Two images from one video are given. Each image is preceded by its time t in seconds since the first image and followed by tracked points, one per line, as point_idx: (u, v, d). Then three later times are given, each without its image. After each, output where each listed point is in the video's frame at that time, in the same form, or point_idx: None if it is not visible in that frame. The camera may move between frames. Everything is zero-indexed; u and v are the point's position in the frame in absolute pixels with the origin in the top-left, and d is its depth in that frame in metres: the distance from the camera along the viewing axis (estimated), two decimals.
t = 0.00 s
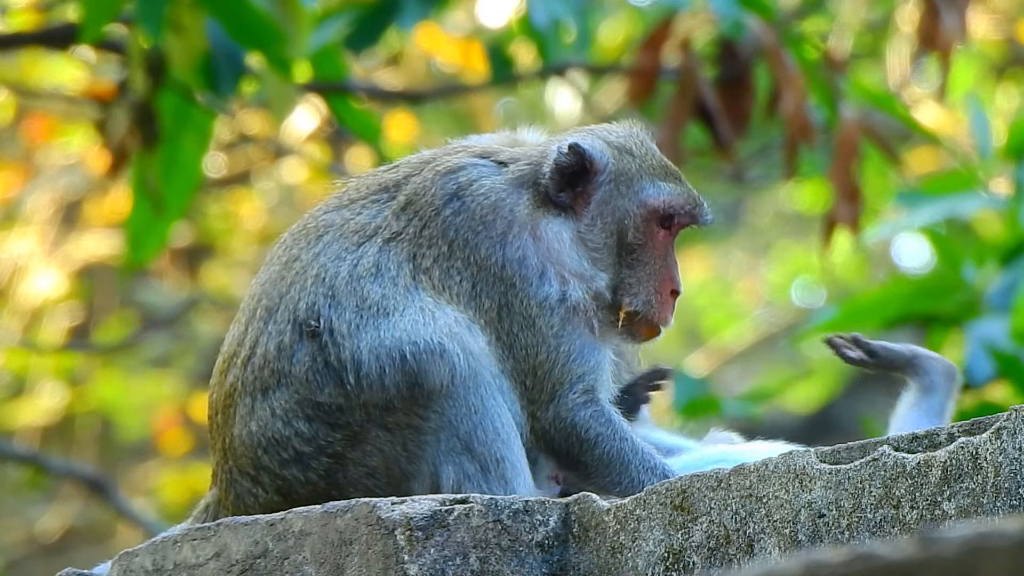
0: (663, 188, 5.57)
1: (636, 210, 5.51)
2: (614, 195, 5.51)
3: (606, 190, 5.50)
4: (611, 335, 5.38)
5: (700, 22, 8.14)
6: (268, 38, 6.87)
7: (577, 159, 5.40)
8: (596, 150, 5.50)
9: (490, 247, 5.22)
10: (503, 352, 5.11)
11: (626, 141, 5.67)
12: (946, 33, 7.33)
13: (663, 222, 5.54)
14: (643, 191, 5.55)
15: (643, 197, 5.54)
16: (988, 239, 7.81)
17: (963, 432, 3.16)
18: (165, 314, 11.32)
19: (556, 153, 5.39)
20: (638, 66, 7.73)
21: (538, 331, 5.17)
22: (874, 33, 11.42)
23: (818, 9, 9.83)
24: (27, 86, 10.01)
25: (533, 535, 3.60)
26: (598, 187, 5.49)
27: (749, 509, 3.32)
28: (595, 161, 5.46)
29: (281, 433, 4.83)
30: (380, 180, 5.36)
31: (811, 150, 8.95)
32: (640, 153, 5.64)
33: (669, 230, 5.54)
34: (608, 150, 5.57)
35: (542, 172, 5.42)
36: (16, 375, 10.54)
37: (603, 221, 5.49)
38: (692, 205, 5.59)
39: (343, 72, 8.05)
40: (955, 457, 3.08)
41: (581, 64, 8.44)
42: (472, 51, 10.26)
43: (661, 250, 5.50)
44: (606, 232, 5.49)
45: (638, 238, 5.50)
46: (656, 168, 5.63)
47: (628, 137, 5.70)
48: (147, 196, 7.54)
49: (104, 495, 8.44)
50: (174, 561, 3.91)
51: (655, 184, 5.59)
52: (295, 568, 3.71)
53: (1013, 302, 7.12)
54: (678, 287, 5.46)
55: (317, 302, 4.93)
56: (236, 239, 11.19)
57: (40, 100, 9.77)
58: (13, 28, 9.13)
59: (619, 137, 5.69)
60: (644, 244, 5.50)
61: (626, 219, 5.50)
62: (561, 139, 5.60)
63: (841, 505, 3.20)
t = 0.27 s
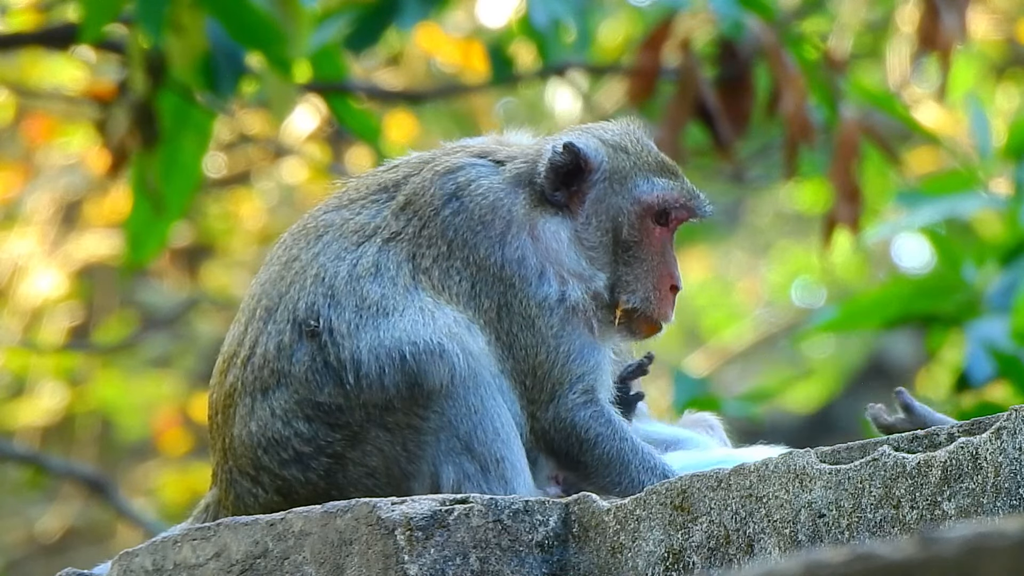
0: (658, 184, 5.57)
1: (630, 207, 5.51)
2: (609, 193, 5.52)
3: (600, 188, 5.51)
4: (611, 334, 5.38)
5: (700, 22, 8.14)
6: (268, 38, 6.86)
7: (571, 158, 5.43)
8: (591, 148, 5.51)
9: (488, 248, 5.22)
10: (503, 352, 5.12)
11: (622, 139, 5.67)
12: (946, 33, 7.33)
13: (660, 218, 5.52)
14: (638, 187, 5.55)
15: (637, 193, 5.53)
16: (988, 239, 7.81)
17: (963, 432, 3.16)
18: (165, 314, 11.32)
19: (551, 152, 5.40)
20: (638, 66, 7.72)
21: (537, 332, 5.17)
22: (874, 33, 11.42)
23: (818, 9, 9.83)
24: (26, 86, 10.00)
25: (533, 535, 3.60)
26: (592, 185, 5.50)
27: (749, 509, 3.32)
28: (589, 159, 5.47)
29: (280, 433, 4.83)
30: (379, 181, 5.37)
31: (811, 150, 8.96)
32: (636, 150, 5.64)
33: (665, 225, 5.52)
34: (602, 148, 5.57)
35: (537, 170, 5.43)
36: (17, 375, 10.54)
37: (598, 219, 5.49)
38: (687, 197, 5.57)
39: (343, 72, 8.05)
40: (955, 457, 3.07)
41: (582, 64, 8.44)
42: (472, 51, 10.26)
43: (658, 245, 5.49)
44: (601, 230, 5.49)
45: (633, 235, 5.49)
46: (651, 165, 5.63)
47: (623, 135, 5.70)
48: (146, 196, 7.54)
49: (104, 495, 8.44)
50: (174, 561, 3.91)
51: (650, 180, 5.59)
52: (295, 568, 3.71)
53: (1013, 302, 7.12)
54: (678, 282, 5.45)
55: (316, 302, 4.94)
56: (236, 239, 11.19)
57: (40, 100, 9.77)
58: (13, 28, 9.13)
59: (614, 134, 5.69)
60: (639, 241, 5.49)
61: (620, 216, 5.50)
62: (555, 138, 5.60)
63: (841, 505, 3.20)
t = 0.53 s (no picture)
0: (645, 172, 5.55)
1: (615, 199, 5.50)
2: (595, 187, 5.51)
3: (587, 182, 5.50)
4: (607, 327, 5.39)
5: (700, 22, 8.14)
6: (268, 38, 6.86)
7: (558, 154, 5.41)
8: (577, 143, 5.50)
9: (487, 247, 5.23)
10: (503, 352, 5.12)
11: (609, 133, 5.67)
12: (946, 33, 7.33)
13: (649, 207, 5.50)
14: (621, 179, 5.52)
15: (621, 184, 5.51)
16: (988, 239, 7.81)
17: (963, 432, 3.16)
18: (165, 314, 11.31)
19: (537, 148, 5.39)
20: (637, 66, 7.72)
21: (536, 332, 5.17)
22: (874, 33, 11.42)
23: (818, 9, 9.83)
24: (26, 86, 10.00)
25: (533, 535, 3.60)
26: (580, 180, 5.49)
27: (749, 509, 3.32)
28: (576, 154, 5.46)
29: (280, 432, 4.83)
30: (379, 180, 5.39)
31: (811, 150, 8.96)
32: (623, 142, 5.63)
33: (656, 214, 5.50)
34: (589, 143, 5.57)
35: (526, 165, 5.43)
36: (17, 375, 10.53)
37: (586, 213, 5.49)
38: (677, 184, 5.53)
39: (343, 72, 8.05)
40: (955, 457, 3.07)
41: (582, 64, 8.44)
42: (472, 51, 10.26)
43: (650, 235, 5.49)
44: (589, 224, 5.49)
45: (622, 227, 5.49)
46: (638, 154, 5.61)
47: (612, 128, 5.70)
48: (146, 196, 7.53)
49: (104, 495, 8.44)
50: (174, 561, 3.91)
51: (632, 170, 5.55)
52: (295, 568, 3.71)
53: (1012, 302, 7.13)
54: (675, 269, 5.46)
55: (316, 300, 4.94)
56: (236, 239, 11.19)
57: (40, 100, 9.77)
58: (13, 28, 9.13)
59: (602, 128, 5.69)
60: (629, 232, 5.49)
61: (606, 208, 5.49)
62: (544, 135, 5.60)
63: (840, 505, 3.20)
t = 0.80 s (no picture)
0: (623, 153, 5.54)
1: (591, 184, 5.49)
2: (572, 176, 5.50)
3: (564, 171, 5.49)
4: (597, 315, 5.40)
5: (700, 22, 8.14)
6: (268, 38, 6.86)
7: (537, 146, 5.39)
8: (555, 134, 5.49)
9: (482, 245, 5.23)
10: (501, 351, 5.12)
11: (588, 120, 5.66)
12: (946, 33, 7.33)
13: (628, 186, 5.51)
14: (596, 164, 5.52)
15: (595, 169, 5.51)
16: (988, 239, 7.82)
17: (963, 432, 3.17)
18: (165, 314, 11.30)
19: (517, 140, 5.38)
20: (638, 66, 7.72)
21: (532, 330, 5.17)
22: (874, 33, 11.42)
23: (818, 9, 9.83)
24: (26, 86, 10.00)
25: (533, 535, 3.60)
26: (557, 170, 5.47)
27: (749, 509, 3.32)
28: (554, 145, 5.44)
29: (280, 432, 4.83)
30: (375, 179, 5.39)
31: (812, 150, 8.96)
32: (599, 126, 5.62)
33: (637, 193, 5.50)
34: (566, 132, 5.57)
35: (506, 159, 5.43)
36: (17, 375, 10.53)
37: (564, 201, 5.48)
38: (653, 161, 5.52)
39: (343, 72, 8.05)
40: (955, 457, 3.07)
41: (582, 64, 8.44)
42: (472, 51, 10.26)
43: (632, 217, 5.47)
44: (569, 211, 5.48)
45: (602, 211, 5.48)
46: (614, 136, 5.60)
47: (590, 116, 5.70)
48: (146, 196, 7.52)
49: (104, 495, 8.44)
50: (174, 562, 3.91)
51: (606, 153, 5.54)
52: (295, 568, 3.71)
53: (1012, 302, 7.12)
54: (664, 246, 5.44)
55: (315, 297, 4.94)
56: (236, 239, 11.20)
57: (40, 100, 9.77)
58: (13, 28, 9.13)
59: (579, 117, 5.69)
60: (609, 215, 5.48)
61: (582, 195, 5.49)
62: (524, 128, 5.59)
63: (840, 505, 3.20)
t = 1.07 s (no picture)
0: (605, 139, 5.56)
1: (575, 172, 5.51)
2: (557, 167, 5.50)
3: (547, 164, 5.49)
4: (593, 306, 5.41)
5: (700, 22, 8.14)
6: (269, 38, 6.86)
7: (521, 140, 5.39)
8: (537, 126, 5.49)
9: (478, 243, 5.22)
10: (499, 351, 5.11)
11: (568, 110, 5.69)
12: (946, 33, 7.33)
13: (613, 173, 5.52)
14: (579, 152, 5.53)
15: (578, 157, 5.52)
16: (988, 239, 7.82)
17: (963, 432, 3.16)
18: (165, 314, 11.29)
19: (501, 135, 5.38)
20: (637, 66, 7.72)
21: (528, 329, 5.17)
22: (874, 33, 11.42)
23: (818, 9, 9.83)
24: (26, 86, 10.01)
25: (533, 535, 3.59)
26: (541, 166, 5.47)
27: (749, 509, 3.32)
28: (537, 137, 5.44)
29: (280, 431, 4.83)
30: (371, 178, 5.40)
31: (812, 150, 8.96)
32: (581, 115, 5.65)
33: (622, 179, 5.52)
34: (548, 123, 5.58)
35: (491, 155, 5.42)
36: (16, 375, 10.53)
37: (550, 192, 5.48)
38: (637, 148, 5.54)
39: (343, 72, 8.05)
40: (955, 457, 3.07)
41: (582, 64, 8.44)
42: (472, 51, 10.26)
43: (621, 201, 5.49)
44: (554, 200, 5.48)
45: (589, 199, 5.49)
46: (597, 124, 5.62)
47: (572, 106, 5.72)
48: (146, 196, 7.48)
49: (104, 495, 8.44)
50: (174, 561, 3.91)
51: (588, 141, 5.56)
52: (295, 568, 3.71)
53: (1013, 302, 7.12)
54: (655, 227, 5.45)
55: (313, 295, 4.95)
56: (236, 239, 11.20)
57: (40, 100, 9.77)
58: (14, 28, 9.13)
59: (559, 109, 5.71)
60: (596, 202, 5.49)
61: (567, 182, 5.50)
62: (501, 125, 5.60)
63: (840, 505, 3.20)
